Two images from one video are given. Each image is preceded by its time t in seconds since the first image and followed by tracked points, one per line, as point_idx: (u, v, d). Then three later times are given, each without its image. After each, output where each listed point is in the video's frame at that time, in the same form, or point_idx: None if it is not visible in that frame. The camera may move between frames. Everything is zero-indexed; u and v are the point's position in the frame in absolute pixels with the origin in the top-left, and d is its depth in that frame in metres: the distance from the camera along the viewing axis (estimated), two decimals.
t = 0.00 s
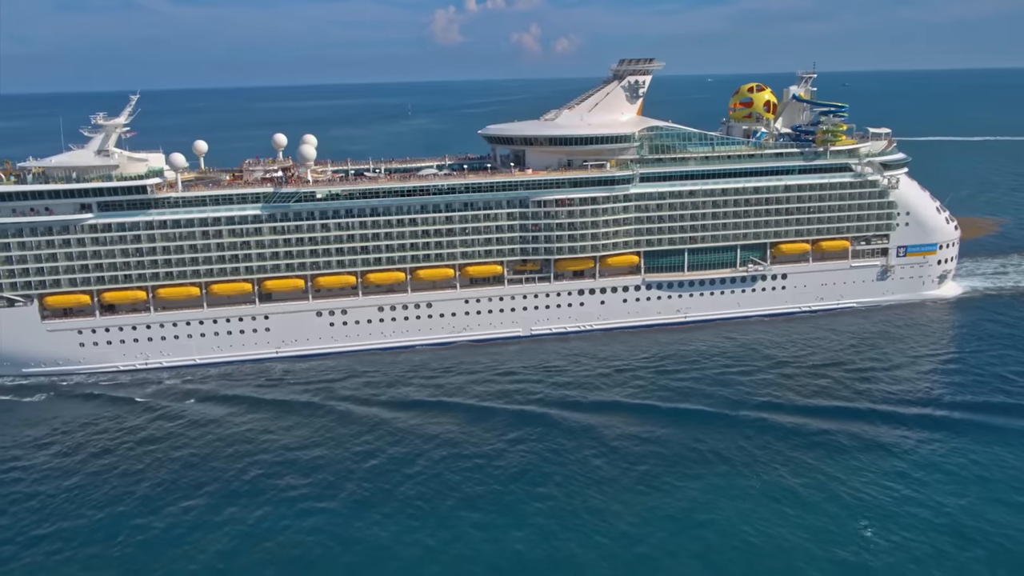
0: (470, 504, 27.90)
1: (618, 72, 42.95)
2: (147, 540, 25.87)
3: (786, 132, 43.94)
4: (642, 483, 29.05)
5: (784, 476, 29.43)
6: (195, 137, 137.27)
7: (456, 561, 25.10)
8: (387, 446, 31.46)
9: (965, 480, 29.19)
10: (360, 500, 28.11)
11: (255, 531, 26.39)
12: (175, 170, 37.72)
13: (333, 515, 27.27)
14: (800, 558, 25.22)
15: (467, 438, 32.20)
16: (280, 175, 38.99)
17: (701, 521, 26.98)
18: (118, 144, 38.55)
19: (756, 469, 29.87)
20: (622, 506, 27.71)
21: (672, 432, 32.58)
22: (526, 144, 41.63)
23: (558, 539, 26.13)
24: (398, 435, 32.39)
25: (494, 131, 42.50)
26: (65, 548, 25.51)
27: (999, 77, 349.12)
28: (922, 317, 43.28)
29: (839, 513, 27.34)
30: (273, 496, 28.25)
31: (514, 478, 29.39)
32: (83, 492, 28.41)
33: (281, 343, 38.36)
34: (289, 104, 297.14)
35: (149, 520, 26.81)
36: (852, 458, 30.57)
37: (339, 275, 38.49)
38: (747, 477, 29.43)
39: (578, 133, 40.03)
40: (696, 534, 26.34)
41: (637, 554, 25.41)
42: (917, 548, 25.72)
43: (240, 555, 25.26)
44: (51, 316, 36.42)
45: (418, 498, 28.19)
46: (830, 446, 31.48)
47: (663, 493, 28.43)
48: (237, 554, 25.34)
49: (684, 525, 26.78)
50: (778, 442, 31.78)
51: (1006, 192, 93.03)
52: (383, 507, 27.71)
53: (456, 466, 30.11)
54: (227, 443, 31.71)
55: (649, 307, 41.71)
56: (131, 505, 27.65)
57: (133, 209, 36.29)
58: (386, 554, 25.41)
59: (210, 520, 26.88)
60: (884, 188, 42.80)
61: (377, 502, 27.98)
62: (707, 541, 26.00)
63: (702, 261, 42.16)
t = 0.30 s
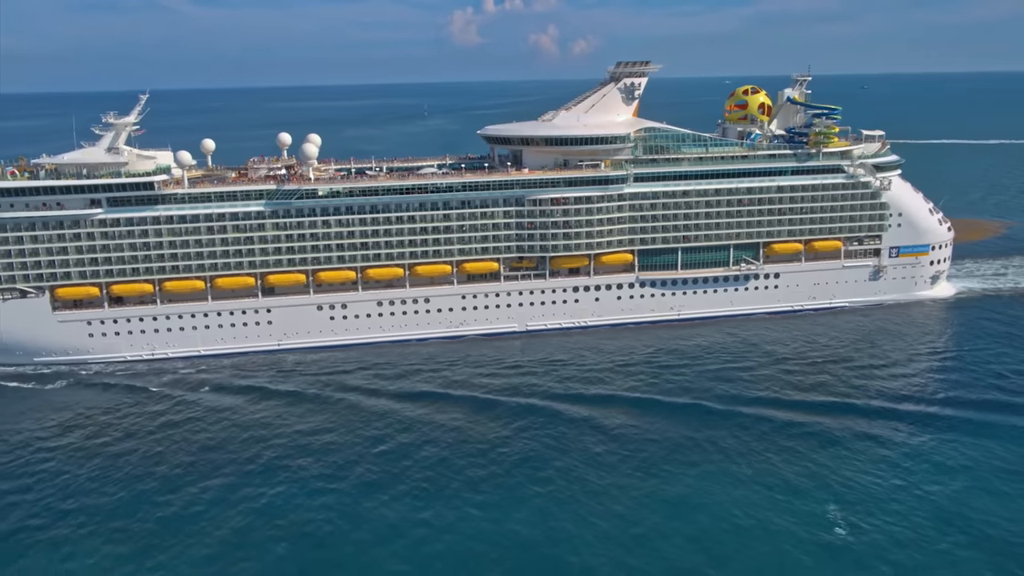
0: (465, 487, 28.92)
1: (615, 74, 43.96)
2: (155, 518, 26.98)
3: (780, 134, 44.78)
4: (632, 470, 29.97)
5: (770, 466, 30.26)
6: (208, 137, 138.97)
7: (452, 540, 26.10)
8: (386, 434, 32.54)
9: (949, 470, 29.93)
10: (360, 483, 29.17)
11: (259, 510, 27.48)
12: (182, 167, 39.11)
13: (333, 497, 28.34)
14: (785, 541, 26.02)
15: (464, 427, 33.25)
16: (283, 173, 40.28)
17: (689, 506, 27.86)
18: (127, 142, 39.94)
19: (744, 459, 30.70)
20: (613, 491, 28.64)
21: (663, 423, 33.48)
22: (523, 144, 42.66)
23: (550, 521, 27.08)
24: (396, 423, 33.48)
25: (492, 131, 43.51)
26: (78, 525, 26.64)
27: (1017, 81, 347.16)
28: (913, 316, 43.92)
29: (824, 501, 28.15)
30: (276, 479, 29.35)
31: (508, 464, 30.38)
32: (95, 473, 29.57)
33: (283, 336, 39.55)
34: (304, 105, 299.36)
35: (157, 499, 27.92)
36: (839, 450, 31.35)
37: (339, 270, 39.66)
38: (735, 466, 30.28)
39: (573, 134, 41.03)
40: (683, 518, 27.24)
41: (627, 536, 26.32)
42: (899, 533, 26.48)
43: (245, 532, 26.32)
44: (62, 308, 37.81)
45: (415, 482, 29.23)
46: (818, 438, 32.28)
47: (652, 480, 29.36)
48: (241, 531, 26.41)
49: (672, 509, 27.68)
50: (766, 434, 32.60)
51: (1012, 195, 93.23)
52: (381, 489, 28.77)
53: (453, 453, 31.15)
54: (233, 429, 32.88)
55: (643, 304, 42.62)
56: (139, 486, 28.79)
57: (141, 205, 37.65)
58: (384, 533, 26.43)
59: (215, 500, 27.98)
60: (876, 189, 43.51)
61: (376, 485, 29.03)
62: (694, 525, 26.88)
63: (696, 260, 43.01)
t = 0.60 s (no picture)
0: (461, 470, 30.10)
1: (614, 76, 45.13)
2: (163, 494, 28.32)
3: (775, 136, 45.82)
4: (622, 456, 31.05)
5: (757, 454, 31.22)
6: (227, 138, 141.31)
7: (446, 517, 27.27)
8: (383, 420, 33.78)
9: (929, 461, 30.72)
10: (357, 465, 30.38)
11: (262, 488, 28.76)
12: (193, 164, 40.84)
13: (334, 477, 29.61)
14: (767, 524, 26.98)
15: (461, 414, 34.46)
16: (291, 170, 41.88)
17: (676, 490, 28.89)
18: (142, 139, 41.66)
19: (729, 448, 31.63)
20: (602, 475, 29.73)
21: (655, 413, 34.52)
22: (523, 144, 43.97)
23: (541, 502, 28.20)
24: (396, 411, 34.75)
25: (494, 131, 44.85)
26: (91, 500, 28.02)
27: None
28: (906, 315, 44.65)
29: (807, 487, 29.09)
30: (279, 460, 30.65)
31: (502, 449, 31.54)
32: (105, 453, 30.99)
33: (289, 328, 40.98)
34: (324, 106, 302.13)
35: (167, 478, 29.27)
36: (824, 441, 32.25)
37: (343, 265, 41.09)
38: (722, 453, 31.27)
39: (571, 134, 42.29)
40: (669, 501, 28.27)
41: (615, 516, 27.39)
42: (879, 518, 27.35)
43: (249, 508, 27.60)
44: (78, 298, 39.49)
45: (413, 464, 30.44)
46: (805, 429, 33.19)
47: (641, 465, 30.42)
48: (245, 507, 27.68)
49: (659, 493, 28.72)
50: (754, 424, 33.55)
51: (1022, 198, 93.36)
52: (378, 471, 29.98)
53: (449, 438, 32.35)
54: (239, 415, 34.25)
55: (638, 300, 43.68)
56: (149, 465, 30.16)
57: (153, 200, 39.32)
58: (381, 510, 27.66)
59: (221, 479, 29.29)
60: (870, 190, 44.36)
61: (375, 467, 30.26)
62: (679, 507, 27.90)
63: (691, 258, 43.99)
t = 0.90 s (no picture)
0: (457, 454, 31.23)
1: (612, 77, 46.23)
2: (172, 474, 29.57)
3: (771, 137, 46.80)
4: (614, 444, 32.07)
5: (744, 443, 32.17)
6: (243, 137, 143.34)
7: (442, 498, 28.39)
8: (381, 409, 34.93)
9: (910, 451, 31.49)
10: (354, 450, 31.50)
11: (267, 469, 29.97)
12: (203, 161, 42.35)
13: (335, 459, 30.77)
14: (751, 508, 27.92)
15: (459, 404, 35.59)
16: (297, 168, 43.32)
17: (664, 476, 29.87)
18: (154, 137, 43.16)
19: (715, 438, 32.54)
20: (594, 460, 30.76)
21: (647, 404, 35.53)
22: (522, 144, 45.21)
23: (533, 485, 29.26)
24: (396, 399, 35.94)
25: (495, 131, 46.06)
26: (104, 477, 29.28)
27: None
28: (899, 313, 45.43)
29: (792, 473, 30.01)
30: (283, 443, 31.87)
31: (498, 436, 32.63)
32: (114, 436, 32.30)
33: (294, 320, 42.28)
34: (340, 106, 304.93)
35: (176, 459, 30.51)
36: (810, 431, 33.13)
37: (347, 259, 42.40)
38: (710, 442, 32.25)
39: (569, 134, 43.47)
40: (658, 485, 29.28)
41: (604, 498, 28.43)
42: (860, 503, 28.24)
43: (253, 488, 28.79)
44: (92, 290, 41.02)
45: (412, 449, 31.56)
46: (793, 420, 34.09)
47: (632, 452, 31.44)
48: (250, 486, 28.87)
49: (647, 478, 29.73)
50: (743, 415, 34.49)
51: None
52: (374, 456, 31.09)
53: (445, 426, 33.44)
54: (245, 402, 35.52)
55: (635, 297, 44.68)
56: (159, 447, 31.44)
57: (164, 195, 40.82)
58: (379, 490, 28.80)
59: (227, 460, 30.49)
60: (864, 190, 45.19)
61: (375, 450, 31.43)
62: (667, 491, 28.91)
63: (687, 256, 45.03)
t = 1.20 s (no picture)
0: (457, 440, 32.41)
1: (613, 79, 47.44)
2: (184, 455, 30.89)
3: (768, 138, 47.77)
4: (608, 432, 33.17)
5: (735, 432, 33.17)
6: (258, 137, 145.31)
7: (440, 480, 29.54)
8: (384, 398, 36.15)
9: (896, 442, 32.34)
10: (356, 435, 32.69)
11: (275, 452, 31.25)
12: (215, 159, 43.85)
13: (341, 443, 32.01)
14: (740, 493, 28.90)
15: (460, 394, 36.81)
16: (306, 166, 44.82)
17: (657, 462, 30.91)
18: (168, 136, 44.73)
19: (706, 428, 33.52)
20: (589, 447, 31.86)
21: (642, 395, 36.60)
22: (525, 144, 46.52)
23: (530, 468, 30.38)
24: (400, 389, 37.21)
25: (498, 131, 47.31)
26: (117, 458, 30.61)
27: None
28: (894, 311, 46.23)
29: (781, 461, 30.96)
30: (290, 428, 33.16)
31: (495, 424, 33.77)
32: (127, 421, 33.65)
33: (301, 314, 43.62)
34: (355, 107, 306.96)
35: (186, 442, 31.83)
36: (799, 422, 34.04)
37: (353, 255, 43.77)
38: (703, 431, 33.27)
39: (569, 134, 44.71)
40: (650, 470, 30.32)
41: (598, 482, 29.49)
42: (847, 489, 29.16)
43: (261, 469, 30.05)
44: (107, 283, 42.56)
45: (412, 435, 32.75)
46: (784, 411, 35.04)
47: (626, 439, 32.51)
48: (258, 467, 30.13)
49: (640, 464, 30.78)
50: (736, 407, 35.48)
51: None
52: (375, 441, 32.27)
53: (445, 414, 34.61)
54: (255, 390, 36.87)
55: (633, 293, 45.71)
56: (172, 431, 32.79)
57: (177, 191, 42.35)
58: (382, 472, 30.01)
59: (237, 444, 31.79)
60: (859, 190, 46.08)
61: (376, 436, 32.65)
62: (659, 476, 29.94)
63: (684, 254, 46.07)
